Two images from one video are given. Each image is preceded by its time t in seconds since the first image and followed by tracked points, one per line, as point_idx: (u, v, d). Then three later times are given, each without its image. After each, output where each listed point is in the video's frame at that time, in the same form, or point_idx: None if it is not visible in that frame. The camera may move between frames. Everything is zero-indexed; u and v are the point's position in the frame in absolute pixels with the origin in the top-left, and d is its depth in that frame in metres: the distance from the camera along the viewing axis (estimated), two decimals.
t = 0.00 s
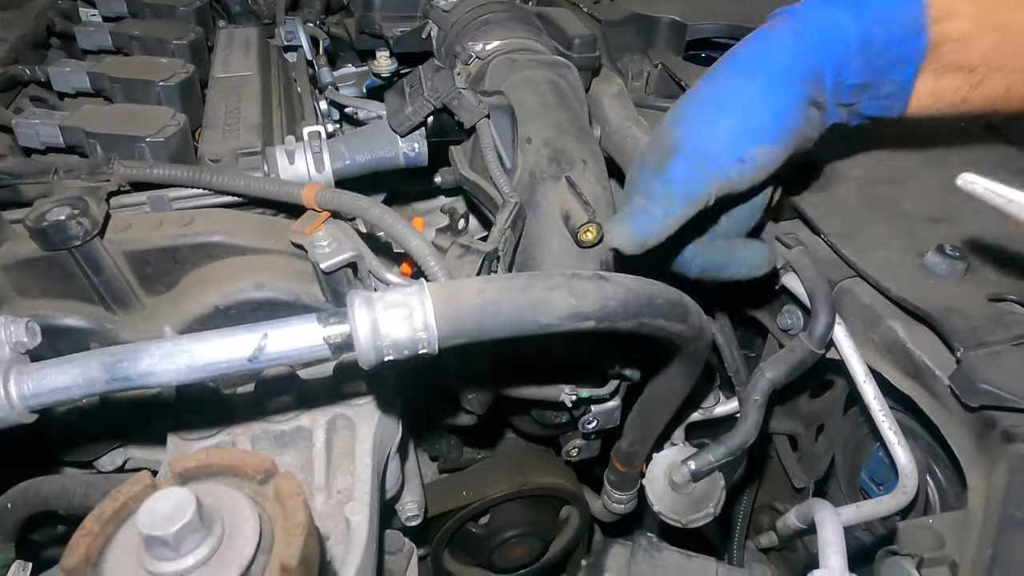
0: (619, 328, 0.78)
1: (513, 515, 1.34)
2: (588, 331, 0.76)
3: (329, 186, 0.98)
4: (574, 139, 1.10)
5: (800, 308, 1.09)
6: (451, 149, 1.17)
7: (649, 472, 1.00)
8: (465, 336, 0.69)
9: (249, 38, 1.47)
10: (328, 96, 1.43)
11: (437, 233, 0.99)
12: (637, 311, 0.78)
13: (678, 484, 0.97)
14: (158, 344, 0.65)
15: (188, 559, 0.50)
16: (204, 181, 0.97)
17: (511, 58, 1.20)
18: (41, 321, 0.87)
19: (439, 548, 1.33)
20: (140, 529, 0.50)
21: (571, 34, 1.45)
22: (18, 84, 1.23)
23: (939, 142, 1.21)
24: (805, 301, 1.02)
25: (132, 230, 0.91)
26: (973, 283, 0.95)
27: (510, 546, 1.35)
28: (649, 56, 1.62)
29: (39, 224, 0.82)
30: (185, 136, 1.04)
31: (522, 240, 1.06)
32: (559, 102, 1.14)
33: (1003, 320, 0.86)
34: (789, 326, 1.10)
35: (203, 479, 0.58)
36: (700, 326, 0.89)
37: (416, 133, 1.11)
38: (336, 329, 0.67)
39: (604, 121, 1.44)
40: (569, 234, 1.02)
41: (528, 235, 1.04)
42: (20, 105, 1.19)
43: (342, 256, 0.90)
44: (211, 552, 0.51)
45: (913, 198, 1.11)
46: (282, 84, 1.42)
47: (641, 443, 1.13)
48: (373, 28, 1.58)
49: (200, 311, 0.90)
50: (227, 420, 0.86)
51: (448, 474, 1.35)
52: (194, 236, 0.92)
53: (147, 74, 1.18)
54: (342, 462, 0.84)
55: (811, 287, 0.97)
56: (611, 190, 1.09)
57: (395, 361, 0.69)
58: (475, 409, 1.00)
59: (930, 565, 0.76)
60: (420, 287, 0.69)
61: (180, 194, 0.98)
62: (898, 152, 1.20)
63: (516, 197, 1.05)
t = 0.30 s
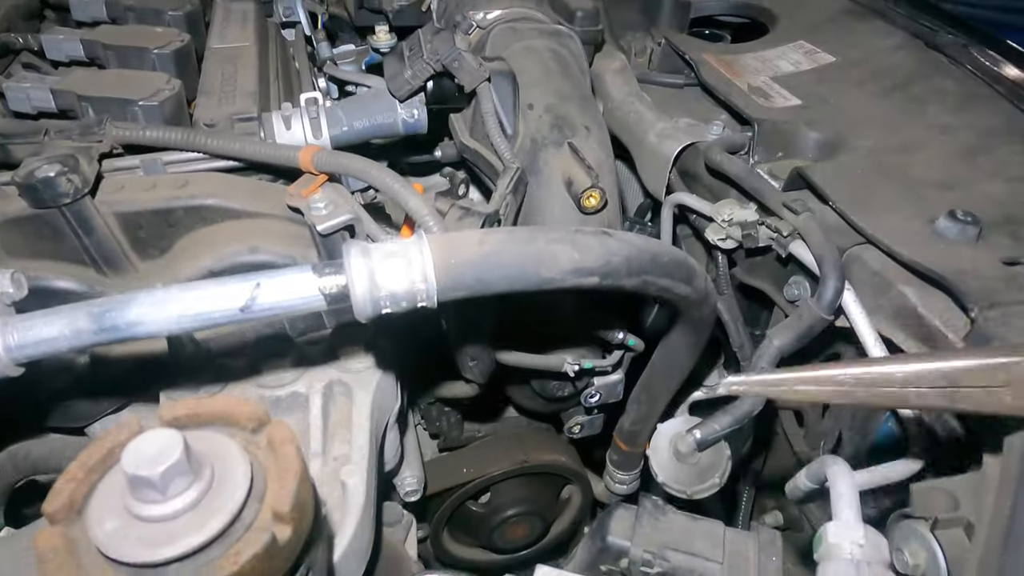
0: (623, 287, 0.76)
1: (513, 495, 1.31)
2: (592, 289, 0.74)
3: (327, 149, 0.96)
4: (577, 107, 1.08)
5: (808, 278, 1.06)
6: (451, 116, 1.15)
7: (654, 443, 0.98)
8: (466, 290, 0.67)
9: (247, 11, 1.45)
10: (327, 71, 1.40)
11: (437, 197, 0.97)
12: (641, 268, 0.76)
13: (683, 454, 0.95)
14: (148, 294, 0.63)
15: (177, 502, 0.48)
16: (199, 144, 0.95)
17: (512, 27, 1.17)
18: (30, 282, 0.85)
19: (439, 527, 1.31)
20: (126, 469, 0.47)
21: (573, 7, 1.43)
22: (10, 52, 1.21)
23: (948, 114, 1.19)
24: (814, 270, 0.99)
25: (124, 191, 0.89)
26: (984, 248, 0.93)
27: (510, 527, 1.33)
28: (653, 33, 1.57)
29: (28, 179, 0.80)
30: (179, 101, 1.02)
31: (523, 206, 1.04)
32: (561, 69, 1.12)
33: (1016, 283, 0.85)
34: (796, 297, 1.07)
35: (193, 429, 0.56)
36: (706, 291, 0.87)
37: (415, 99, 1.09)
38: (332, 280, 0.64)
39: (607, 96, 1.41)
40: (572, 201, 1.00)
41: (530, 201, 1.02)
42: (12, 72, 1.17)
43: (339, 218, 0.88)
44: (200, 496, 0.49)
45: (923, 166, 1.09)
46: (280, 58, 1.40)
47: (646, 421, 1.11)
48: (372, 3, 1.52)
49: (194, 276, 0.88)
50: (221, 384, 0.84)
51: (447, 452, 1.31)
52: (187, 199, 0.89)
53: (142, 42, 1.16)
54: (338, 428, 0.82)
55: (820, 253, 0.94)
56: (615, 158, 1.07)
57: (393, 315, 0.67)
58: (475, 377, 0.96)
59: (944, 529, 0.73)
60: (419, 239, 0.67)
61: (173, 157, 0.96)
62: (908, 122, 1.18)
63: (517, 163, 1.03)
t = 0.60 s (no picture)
0: (624, 278, 0.76)
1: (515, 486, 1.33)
2: (593, 280, 0.74)
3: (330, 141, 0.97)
4: (578, 100, 1.08)
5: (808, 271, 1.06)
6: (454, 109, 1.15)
7: (655, 434, 0.99)
8: (469, 280, 0.68)
9: (249, 5, 1.45)
10: (330, 65, 1.41)
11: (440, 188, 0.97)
12: (643, 259, 0.76)
13: (683, 445, 0.96)
14: (155, 283, 0.64)
15: (186, 485, 0.49)
16: (204, 136, 0.95)
17: (514, 20, 1.17)
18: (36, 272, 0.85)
19: (442, 519, 1.32)
20: (137, 452, 0.48)
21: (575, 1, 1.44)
22: (15, 45, 1.22)
23: (949, 108, 1.20)
24: (814, 262, 0.99)
25: (129, 183, 0.89)
26: (984, 240, 0.94)
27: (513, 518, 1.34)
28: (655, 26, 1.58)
29: (35, 170, 0.80)
30: (183, 94, 1.03)
31: (525, 199, 1.04)
32: (563, 63, 1.12)
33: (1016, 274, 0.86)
34: (796, 290, 1.07)
35: (200, 415, 0.56)
36: (707, 282, 0.88)
37: (418, 93, 1.09)
38: (337, 270, 0.65)
39: (608, 91, 1.42)
40: (574, 193, 1.01)
41: (532, 194, 1.03)
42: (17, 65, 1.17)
43: (343, 210, 0.89)
44: (209, 480, 0.50)
45: (924, 160, 1.10)
46: (283, 51, 1.41)
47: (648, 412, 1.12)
48: None
49: (199, 266, 0.89)
50: (227, 375, 0.85)
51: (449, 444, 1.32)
52: (192, 190, 0.90)
53: (146, 35, 1.16)
54: (342, 419, 0.82)
55: (821, 245, 0.95)
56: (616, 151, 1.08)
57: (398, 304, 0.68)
58: (477, 368, 0.97)
59: (942, 516, 0.74)
60: (424, 228, 0.67)
61: (178, 149, 0.96)
62: (907, 117, 1.19)
63: (520, 155, 1.03)
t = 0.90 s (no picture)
0: (638, 255, 0.76)
1: (523, 470, 1.32)
2: (607, 257, 0.74)
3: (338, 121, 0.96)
4: (587, 81, 1.08)
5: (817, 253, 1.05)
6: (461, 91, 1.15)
7: (664, 416, 0.97)
8: (483, 254, 0.67)
9: None
10: (334, 50, 1.40)
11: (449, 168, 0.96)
12: (656, 236, 0.76)
13: (695, 426, 0.95)
14: (168, 256, 0.63)
15: (204, 454, 0.48)
16: (211, 116, 0.94)
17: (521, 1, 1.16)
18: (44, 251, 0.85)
19: (449, 503, 1.32)
20: (155, 420, 0.48)
21: None
22: (18, 27, 1.21)
23: (959, 89, 1.20)
24: (825, 243, 0.99)
25: (137, 162, 0.89)
26: (996, 219, 0.94)
27: (520, 502, 1.34)
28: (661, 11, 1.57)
29: (43, 147, 0.80)
30: (190, 75, 1.02)
31: (534, 180, 1.03)
32: (571, 44, 1.12)
33: None
34: (806, 272, 1.07)
35: (215, 387, 0.56)
36: (719, 262, 0.87)
37: (426, 74, 1.08)
38: (351, 244, 0.64)
39: (615, 75, 1.41)
40: (583, 173, 1.00)
41: (541, 175, 1.02)
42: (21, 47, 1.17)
43: (353, 189, 0.88)
44: (228, 448, 0.49)
45: (935, 140, 1.09)
46: (287, 35, 1.40)
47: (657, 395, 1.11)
48: None
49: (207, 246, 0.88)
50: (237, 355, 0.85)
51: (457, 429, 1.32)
52: (200, 170, 0.89)
53: (150, 17, 1.16)
54: (353, 399, 0.82)
55: (832, 225, 0.95)
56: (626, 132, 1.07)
57: (412, 279, 0.67)
58: (487, 350, 0.97)
59: (957, 492, 0.74)
60: (437, 203, 0.67)
61: (184, 130, 0.96)
62: (917, 99, 1.18)
63: (529, 136, 1.02)
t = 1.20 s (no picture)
0: (665, 223, 0.78)
1: (540, 445, 1.34)
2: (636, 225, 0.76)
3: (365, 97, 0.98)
4: (606, 60, 1.10)
5: (832, 228, 1.08)
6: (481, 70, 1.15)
7: (683, 385, 1.00)
8: (519, 219, 0.69)
9: None
10: (350, 33, 1.41)
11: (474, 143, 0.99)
12: (683, 205, 0.78)
13: (714, 394, 0.98)
14: (216, 220, 0.66)
15: (267, 399, 0.50)
16: (242, 93, 0.97)
17: None
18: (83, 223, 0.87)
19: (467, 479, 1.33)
20: (221, 367, 0.50)
21: None
22: (44, 9, 1.23)
23: (969, 68, 1.22)
24: (841, 217, 1.01)
25: (172, 137, 0.91)
26: (1007, 192, 0.96)
27: (536, 478, 1.35)
28: None
29: (83, 121, 0.82)
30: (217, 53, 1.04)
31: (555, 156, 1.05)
32: (589, 24, 1.14)
33: None
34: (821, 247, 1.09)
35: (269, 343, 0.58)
36: (739, 233, 0.90)
37: (448, 52, 1.10)
38: (392, 210, 0.66)
39: (628, 58, 1.43)
40: (604, 149, 1.02)
41: (563, 151, 1.05)
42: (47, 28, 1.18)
43: (382, 163, 0.90)
44: (289, 394, 0.51)
45: (947, 117, 1.11)
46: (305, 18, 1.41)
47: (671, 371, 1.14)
48: None
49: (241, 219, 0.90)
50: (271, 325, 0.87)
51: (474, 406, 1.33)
52: (231, 144, 0.91)
53: None
54: (384, 366, 0.83)
55: (848, 199, 0.97)
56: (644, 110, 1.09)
57: (449, 244, 0.69)
58: (512, 322, 0.99)
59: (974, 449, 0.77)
60: (475, 169, 0.69)
61: (215, 107, 0.98)
62: (929, 78, 1.21)
63: (550, 113, 1.04)
